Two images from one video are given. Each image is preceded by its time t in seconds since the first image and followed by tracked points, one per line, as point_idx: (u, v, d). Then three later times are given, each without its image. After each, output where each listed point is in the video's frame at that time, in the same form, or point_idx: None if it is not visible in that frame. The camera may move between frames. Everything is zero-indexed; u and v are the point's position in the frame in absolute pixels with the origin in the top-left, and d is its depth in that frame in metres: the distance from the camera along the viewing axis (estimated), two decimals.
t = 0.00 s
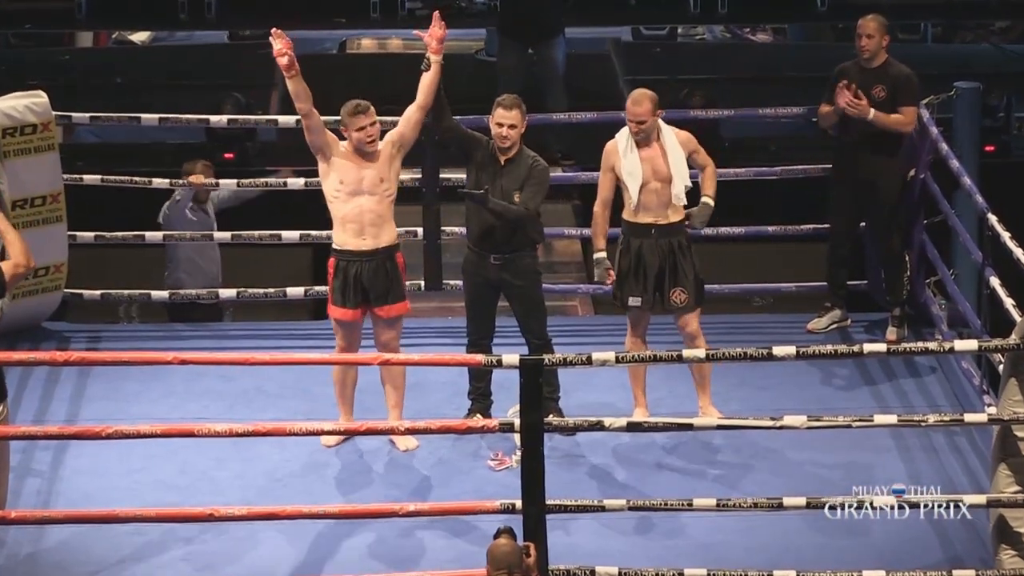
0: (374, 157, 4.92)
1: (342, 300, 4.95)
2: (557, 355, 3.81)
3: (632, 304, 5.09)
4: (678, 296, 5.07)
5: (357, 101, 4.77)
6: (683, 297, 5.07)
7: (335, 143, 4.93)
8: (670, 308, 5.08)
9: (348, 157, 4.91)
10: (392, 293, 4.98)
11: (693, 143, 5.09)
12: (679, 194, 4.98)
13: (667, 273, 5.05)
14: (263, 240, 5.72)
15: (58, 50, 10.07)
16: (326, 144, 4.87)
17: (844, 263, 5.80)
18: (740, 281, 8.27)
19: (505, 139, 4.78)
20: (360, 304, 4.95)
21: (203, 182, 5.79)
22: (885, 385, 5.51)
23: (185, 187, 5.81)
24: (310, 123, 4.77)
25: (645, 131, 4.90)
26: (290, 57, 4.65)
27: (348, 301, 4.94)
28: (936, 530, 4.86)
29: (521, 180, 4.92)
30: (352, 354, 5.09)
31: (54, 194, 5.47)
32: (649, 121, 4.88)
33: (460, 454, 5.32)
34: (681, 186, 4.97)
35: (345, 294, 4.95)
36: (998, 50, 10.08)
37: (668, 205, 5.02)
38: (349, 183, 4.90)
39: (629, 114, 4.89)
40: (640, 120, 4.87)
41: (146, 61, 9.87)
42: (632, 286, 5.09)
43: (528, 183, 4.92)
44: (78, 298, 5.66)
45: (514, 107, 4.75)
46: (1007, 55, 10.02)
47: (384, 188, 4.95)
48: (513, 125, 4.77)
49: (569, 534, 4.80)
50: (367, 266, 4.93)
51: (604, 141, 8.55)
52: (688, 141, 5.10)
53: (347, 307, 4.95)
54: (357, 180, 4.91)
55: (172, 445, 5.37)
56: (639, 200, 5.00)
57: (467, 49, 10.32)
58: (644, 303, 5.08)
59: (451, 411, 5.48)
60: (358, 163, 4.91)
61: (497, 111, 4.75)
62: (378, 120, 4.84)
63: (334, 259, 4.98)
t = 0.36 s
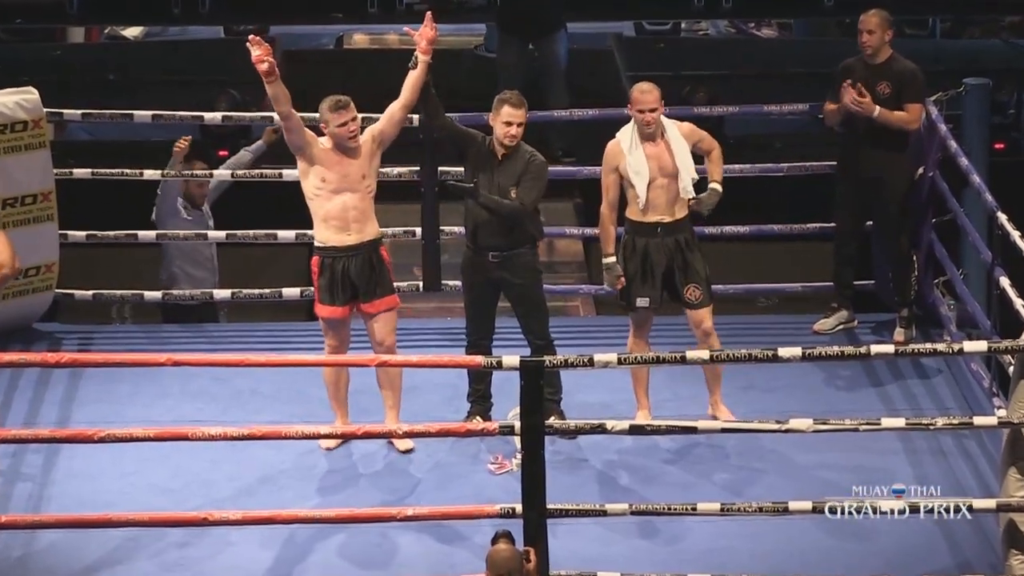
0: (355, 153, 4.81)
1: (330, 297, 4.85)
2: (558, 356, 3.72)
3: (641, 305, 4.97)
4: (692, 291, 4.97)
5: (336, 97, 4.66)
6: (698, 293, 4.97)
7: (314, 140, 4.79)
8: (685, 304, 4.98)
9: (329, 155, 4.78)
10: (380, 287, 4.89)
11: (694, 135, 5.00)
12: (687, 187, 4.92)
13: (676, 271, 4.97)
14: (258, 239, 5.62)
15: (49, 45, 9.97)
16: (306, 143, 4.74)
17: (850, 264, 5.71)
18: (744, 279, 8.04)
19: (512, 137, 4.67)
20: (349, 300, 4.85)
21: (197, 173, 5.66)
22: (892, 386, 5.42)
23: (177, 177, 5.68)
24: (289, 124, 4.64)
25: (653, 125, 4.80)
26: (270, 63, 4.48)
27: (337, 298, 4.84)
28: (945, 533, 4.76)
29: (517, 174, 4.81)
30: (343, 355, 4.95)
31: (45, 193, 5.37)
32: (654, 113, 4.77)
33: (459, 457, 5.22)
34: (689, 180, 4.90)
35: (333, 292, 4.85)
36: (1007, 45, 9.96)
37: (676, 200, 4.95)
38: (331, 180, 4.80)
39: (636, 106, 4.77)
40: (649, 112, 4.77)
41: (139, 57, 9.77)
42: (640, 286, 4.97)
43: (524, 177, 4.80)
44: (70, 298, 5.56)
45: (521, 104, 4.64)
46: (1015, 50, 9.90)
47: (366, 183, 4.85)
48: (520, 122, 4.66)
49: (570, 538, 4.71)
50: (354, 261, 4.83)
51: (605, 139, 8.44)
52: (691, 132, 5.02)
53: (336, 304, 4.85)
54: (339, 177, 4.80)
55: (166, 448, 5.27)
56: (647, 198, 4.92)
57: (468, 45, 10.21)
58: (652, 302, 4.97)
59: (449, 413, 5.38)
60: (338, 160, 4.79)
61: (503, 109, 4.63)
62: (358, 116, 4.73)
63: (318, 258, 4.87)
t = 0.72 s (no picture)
0: (348, 150, 4.73)
1: (326, 299, 4.75)
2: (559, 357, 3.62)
3: (656, 305, 4.88)
4: (704, 294, 4.87)
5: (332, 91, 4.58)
6: (710, 295, 4.87)
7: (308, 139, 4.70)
8: (696, 307, 4.87)
9: (323, 154, 4.69)
10: (376, 286, 4.78)
11: (717, 139, 4.87)
12: (703, 189, 4.77)
13: (693, 273, 4.86)
14: (253, 239, 5.52)
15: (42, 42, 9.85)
16: (300, 142, 4.63)
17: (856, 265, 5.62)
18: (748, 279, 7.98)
19: (495, 133, 4.57)
20: (345, 301, 4.76)
21: (190, 171, 5.55)
22: (899, 388, 5.32)
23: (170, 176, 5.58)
24: (282, 124, 4.53)
25: (677, 114, 4.71)
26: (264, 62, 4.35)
27: (333, 300, 4.75)
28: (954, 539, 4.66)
29: (506, 172, 4.73)
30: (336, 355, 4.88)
31: (36, 191, 5.27)
32: (678, 102, 4.70)
33: (458, 461, 5.11)
34: (704, 181, 4.75)
35: (329, 294, 4.75)
36: (1016, 41, 9.86)
37: (692, 201, 4.83)
38: (325, 179, 4.70)
39: (661, 93, 4.71)
40: (674, 98, 4.69)
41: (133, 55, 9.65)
42: (656, 286, 4.88)
43: (513, 175, 4.73)
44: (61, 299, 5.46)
45: (499, 99, 4.55)
46: None
47: (360, 182, 4.76)
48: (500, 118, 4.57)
49: (571, 544, 4.61)
50: (350, 262, 4.73)
51: (606, 137, 8.34)
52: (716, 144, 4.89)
53: (333, 306, 4.76)
54: (333, 175, 4.71)
55: (159, 452, 5.17)
56: (662, 195, 4.82)
57: (468, 41, 10.10)
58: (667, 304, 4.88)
59: (448, 417, 5.28)
60: (332, 159, 4.70)
61: (483, 105, 4.55)
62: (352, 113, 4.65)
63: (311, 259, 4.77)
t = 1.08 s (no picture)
0: (358, 152, 4.60)
1: (329, 305, 4.64)
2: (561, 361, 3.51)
3: (678, 306, 4.79)
4: (724, 297, 4.77)
5: (343, 90, 4.45)
6: (731, 299, 4.77)
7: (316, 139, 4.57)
8: (716, 309, 4.78)
9: (331, 155, 4.57)
10: (379, 293, 4.69)
11: (747, 144, 4.73)
12: (726, 191, 4.67)
13: (714, 276, 4.77)
14: (247, 239, 5.42)
15: (31, 39, 9.73)
16: (307, 143, 4.51)
17: (861, 266, 5.54)
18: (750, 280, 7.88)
19: (500, 125, 4.50)
20: (348, 307, 4.65)
21: (184, 170, 5.45)
22: (907, 391, 5.22)
23: (162, 175, 5.48)
24: (288, 123, 4.41)
25: (704, 117, 4.60)
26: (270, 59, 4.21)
27: (337, 306, 4.64)
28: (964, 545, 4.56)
29: (515, 167, 4.66)
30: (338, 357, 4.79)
31: (26, 191, 5.16)
32: (705, 106, 4.58)
33: (457, 465, 5.01)
34: (728, 184, 4.65)
35: (331, 300, 4.65)
36: None
37: (716, 201, 4.73)
38: (333, 181, 4.59)
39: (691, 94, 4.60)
40: (701, 101, 4.58)
41: (126, 52, 9.53)
42: (675, 288, 4.79)
43: (523, 170, 4.66)
44: (52, 299, 5.36)
45: (507, 91, 4.47)
46: None
47: (368, 184, 4.65)
48: (506, 110, 4.49)
49: (573, 550, 4.51)
50: (354, 267, 4.64)
51: (606, 136, 8.24)
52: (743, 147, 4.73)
53: (335, 312, 4.65)
54: (341, 178, 4.59)
55: (151, 456, 5.07)
56: (683, 193, 4.75)
57: (466, 37, 9.98)
58: (689, 305, 4.79)
59: (446, 420, 5.17)
60: (341, 160, 4.58)
61: (490, 97, 4.47)
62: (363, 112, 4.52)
63: (315, 263, 4.66)
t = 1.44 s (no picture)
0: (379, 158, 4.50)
1: (355, 308, 4.49)
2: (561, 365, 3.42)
3: (689, 308, 4.68)
4: (740, 303, 4.67)
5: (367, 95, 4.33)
6: (747, 304, 4.66)
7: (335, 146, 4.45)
8: (731, 314, 4.68)
9: (351, 162, 4.45)
10: (401, 298, 4.59)
11: (775, 144, 4.66)
12: (747, 192, 4.58)
13: (730, 281, 4.67)
14: (242, 242, 5.33)
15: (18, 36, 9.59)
16: (327, 149, 4.39)
17: (869, 269, 5.45)
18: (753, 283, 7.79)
19: (524, 117, 4.43)
20: (373, 311, 4.52)
21: (177, 171, 5.35)
22: (916, 396, 5.13)
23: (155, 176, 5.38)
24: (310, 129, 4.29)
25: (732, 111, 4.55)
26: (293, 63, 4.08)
27: (362, 309, 4.49)
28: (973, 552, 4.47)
29: (542, 163, 4.61)
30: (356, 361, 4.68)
31: (17, 193, 4.95)
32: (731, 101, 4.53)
33: (456, 473, 4.91)
34: (751, 185, 4.56)
35: (355, 303, 4.50)
36: None
37: (739, 202, 4.64)
38: (355, 188, 4.47)
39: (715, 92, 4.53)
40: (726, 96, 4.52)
41: (121, 51, 9.43)
42: (688, 290, 4.68)
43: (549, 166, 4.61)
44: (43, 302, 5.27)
45: (533, 83, 4.39)
46: None
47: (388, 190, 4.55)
48: (530, 102, 4.41)
49: (574, 558, 4.41)
50: (378, 270, 4.52)
51: (608, 137, 8.14)
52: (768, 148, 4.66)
53: (360, 316, 4.50)
54: (362, 185, 4.47)
55: (143, 463, 4.97)
56: (706, 192, 4.65)
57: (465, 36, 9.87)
58: (700, 308, 4.68)
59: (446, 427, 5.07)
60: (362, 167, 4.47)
61: (515, 88, 4.39)
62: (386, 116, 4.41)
63: (337, 267, 4.51)
